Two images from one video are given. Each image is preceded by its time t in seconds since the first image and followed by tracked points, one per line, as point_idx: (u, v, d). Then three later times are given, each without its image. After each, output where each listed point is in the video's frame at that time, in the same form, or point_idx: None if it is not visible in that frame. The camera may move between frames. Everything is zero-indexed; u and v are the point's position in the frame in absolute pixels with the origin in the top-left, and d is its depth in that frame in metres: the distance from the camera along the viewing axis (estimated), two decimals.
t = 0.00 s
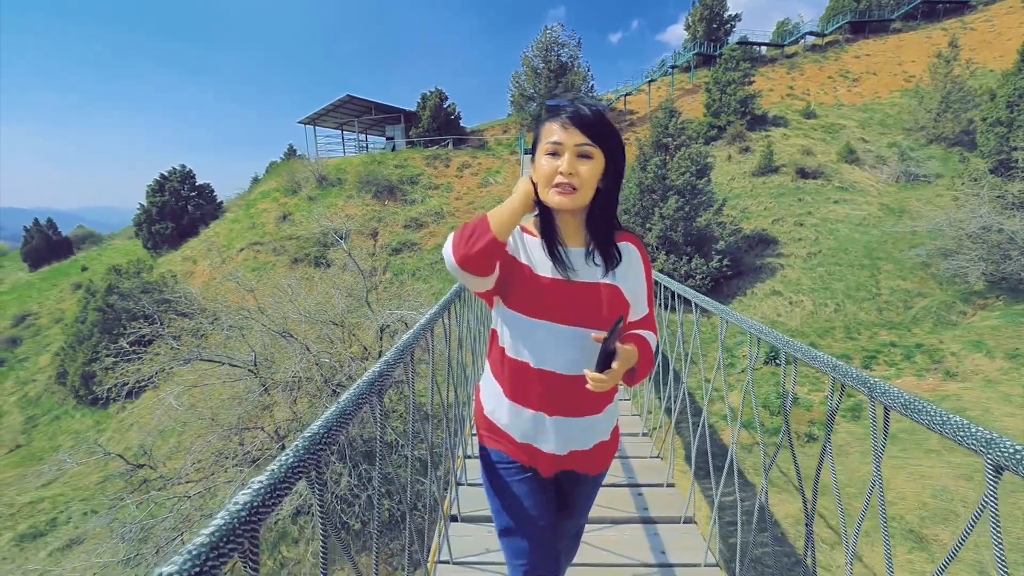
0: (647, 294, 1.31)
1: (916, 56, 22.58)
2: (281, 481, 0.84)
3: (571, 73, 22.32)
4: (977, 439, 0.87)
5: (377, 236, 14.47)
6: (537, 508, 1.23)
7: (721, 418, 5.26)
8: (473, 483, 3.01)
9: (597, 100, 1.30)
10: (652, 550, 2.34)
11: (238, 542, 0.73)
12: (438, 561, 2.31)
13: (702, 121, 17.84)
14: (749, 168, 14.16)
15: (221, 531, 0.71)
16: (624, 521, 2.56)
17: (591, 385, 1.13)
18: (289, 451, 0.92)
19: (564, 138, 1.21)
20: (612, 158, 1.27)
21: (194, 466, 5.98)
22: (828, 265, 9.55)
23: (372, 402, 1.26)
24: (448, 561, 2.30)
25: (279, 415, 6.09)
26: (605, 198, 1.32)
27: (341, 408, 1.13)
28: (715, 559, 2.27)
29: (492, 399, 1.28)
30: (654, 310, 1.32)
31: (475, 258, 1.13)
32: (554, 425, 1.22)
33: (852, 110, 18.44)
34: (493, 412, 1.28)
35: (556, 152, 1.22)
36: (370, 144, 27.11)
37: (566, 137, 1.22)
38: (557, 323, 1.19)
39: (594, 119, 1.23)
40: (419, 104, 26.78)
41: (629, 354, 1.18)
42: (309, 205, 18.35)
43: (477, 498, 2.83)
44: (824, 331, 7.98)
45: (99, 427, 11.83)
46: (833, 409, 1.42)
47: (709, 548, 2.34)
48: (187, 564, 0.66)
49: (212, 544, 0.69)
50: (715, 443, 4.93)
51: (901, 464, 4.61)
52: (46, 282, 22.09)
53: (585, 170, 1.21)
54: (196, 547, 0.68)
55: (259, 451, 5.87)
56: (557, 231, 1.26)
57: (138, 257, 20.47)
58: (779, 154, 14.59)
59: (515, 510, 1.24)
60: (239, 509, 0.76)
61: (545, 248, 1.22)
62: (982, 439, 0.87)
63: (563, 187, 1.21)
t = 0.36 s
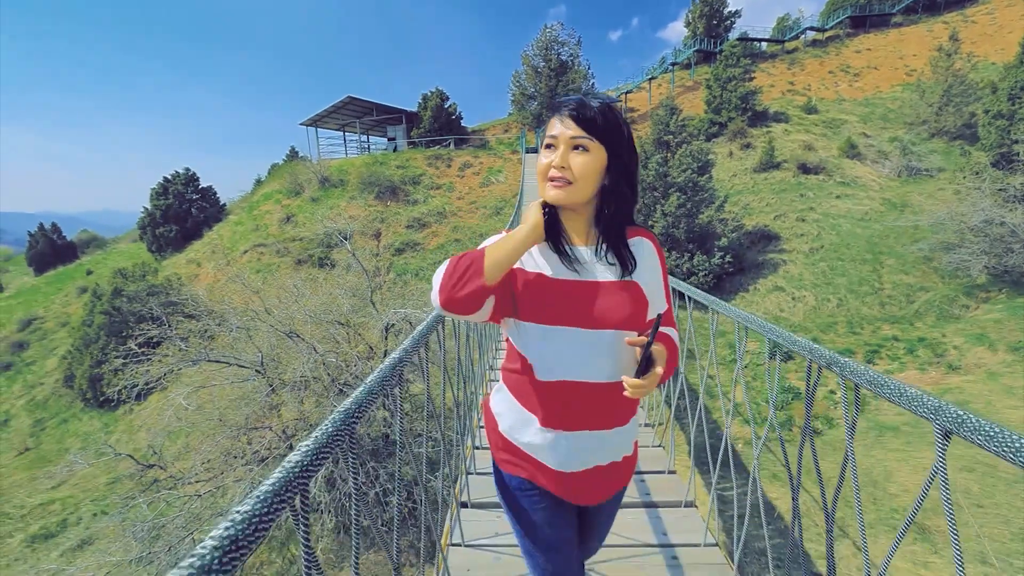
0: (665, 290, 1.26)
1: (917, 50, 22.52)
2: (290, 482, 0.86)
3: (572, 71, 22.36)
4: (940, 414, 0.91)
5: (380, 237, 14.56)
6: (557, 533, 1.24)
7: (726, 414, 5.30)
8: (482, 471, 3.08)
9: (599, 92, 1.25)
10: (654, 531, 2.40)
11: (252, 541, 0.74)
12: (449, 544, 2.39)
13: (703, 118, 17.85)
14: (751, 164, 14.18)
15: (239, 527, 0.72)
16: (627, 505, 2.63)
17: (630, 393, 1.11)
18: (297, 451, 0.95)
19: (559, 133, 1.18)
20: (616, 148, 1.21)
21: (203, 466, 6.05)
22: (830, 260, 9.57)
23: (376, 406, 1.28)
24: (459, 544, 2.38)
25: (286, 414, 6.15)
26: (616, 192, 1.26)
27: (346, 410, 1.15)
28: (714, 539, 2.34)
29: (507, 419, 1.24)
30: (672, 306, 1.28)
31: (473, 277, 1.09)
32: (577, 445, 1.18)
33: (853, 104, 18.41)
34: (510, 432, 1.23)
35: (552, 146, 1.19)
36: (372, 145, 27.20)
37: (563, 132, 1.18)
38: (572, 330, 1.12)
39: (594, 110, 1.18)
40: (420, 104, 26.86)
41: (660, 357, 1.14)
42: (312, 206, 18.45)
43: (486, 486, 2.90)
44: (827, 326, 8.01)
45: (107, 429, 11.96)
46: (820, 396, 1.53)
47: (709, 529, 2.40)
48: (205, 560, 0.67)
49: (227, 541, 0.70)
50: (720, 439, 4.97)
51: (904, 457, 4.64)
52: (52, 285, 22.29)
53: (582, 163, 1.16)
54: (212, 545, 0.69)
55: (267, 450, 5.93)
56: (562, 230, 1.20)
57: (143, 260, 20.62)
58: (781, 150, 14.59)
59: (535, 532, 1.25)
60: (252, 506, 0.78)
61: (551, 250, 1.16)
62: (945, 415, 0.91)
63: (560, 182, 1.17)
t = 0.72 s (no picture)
0: (665, 291, 1.27)
1: (917, 48, 22.55)
2: (299, 481, 0.91)
3: (573, 70, 22.38)
4: (942, 422, 0.96)
5: (382, 236, 14.63)
6: (555, 531, 1.29)
7: (726, 411, 5.37)
8: (486, 464, 3.17)
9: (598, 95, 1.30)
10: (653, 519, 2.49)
11: (259, 542, 0.79)
12: (456, 531, 2.48)
13: (704, 116, 17.89)
14: (752, 163, 14.22)
15: (246, 528, 0.77)
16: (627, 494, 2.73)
17: (614, 383, 1.10)
18: (305, 452, 1.00)
19: (552, 133, 1.25)
20: (609, 149, 1.25)
21: (207, 463, 6.11)
22: (830, 258, 9.64)
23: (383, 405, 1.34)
24: (465, 531, 2.48)
25: (290, 412, 6.21)
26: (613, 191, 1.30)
27: (355, 409, 1.21)
28: (710, 527, 2.43)
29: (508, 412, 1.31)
30: (675, 307, 1.28)
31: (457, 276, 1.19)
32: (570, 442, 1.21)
33: (854, 103, 18.44)
34: (510, 426, 1.30)
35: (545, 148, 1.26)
36: (374, 144, 27.26)
37: (556, 134, 1.25)
38: (556, 319, 1.17)
39: (585, 113, 1.23)
40: (422, 103, 26.91)
41: (649, 350, 1.13)
42: (314, 205, 18.52)
43: (491, 477, 3.00)
44: (827, 323, 8.07)
45: (110, 428, 12.03)
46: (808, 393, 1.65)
47: (705, 517, 2.50)
48: (209, 567, 0.71)
49: (234, 545, 0.75)
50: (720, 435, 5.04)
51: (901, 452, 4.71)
52: (54, 285, 22.36)
53: (569, 164, 1.22)
54: (218, 548, 0.74)
55: (271, 448, 5.98)
56: (552, 226, 1.27)
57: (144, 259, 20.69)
58: (781, 148, 14.64)
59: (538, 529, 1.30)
60: (260, 510, 0.82)
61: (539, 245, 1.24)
62: (945, 421, 0.95)
63: (549, 181, 1.24)
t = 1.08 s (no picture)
0: (658, 286, 1.20)
1: (916, 51, 22.67)
2: (298, 480, 0.88)
3: (574, 70, 22.46)
4: (989, 437, 0.82)
5: (384, 236, 14.70)
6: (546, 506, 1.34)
7: (725, 409, 5.43)
8: (488, 455, 3.24)
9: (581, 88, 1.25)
10: (648, 506, 2.60)
11: (262, 537, 0.77)
12: (459, 517, 2.59)
13: (704, 117, 17.97)
14: (752, 163, 14.31)
15: (245, 528, 0.75)
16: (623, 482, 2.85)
17: (586, 374, 1.05)
18: (308, 446, 0.97)
19: (531, 138, 1.22)
20: (590, 144, 1.20)
21: (210, 460, 6.16)
22: (829, 258, 9.72)
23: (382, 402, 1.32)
24: (468, 517, 2.59)
25: (293, 410, 6.26)
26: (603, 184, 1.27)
27: (355, 407, 1.19)
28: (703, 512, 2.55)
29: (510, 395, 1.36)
30: (668, 304, 1.22)
31: (453, 265, 1.26)
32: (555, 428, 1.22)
33: (853, 104, 18.54)
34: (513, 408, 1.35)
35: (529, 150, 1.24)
36: (375, 143, 27.34)
37: (536, 135, 1.22)
38: (546, 317, 1.18)
39: (564, 110, 1.19)
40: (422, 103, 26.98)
41: (627, 342, 1.06)
42: (315, 205, 18.59)
43: (493, 466, 3.08)
44: (825, 323, 8.14)
45: (111, 426, 12.10)
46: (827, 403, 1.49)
47: (697, 503, 2.62)
48: (209, 564, 0.69)
49: (235, 545, 0.72)
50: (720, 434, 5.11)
51: (898, 450, 4.78)
52: (54, 284, 22.41)
53: (551, 165, 1.19)
54: (219, 544, 0.71)
55: (273, 445, 6.02)
56: (544, 228, 1.27)
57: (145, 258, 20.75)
58: (781, 149, 14.73)
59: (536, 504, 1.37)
60: (262, 506, 0.80)
61: (534, 242, 1.26)
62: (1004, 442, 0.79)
63: (534, 184, 1.23)
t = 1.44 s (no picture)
0: (647, 298, 1.16)
1: (916, 51, 22.74)
2: (290, 479, 0.88)
3: (575, 70, 22.50)
4: (939, 407, 0.94)
5: (385, 235, 14.77)
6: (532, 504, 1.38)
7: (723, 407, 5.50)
8: (487, 445, 3.35)
9: (576, 94, 1.27)
10: (639, 491, 2.83)
11: (257, 528, 0.79)
12: (460, 502, 2.69)
13: (705, 117, 18.02)
14: (751, 164, 14.38)
15: (237, 524, 0.75)
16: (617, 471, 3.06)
17: (541, 376, 1.01)
18: (302, 445, 0.98)
19: (524, 149, 1.27)
20: (581, 148, 1.21)
21: (214, 457, 6.24)
22: (827, 258, 9.81)
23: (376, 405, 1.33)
24: (468, 503, 2.69)
25: (296, 407, 6.34)
26: (600, 186, 1.31)
27: (348, 407, 1.20)
28: (691, 498, 2.77)
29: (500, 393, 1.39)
30: (659, 317, 1.16)
31: (458, 271, 1.37)
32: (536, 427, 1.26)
33: (853, 105, 18.59)
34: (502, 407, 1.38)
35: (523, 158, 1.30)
36: (376, 143, 27.40)
37: (527, 144, 1.27)
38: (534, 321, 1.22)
39: (553, 117, 1.21)
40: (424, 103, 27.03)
41: (590, 348, 1.00)
42: (316, 204, 18.65)
43: (490, 456, 3.20)
44: (823, 323, 8.22)
45: (114, 424, 12.18)
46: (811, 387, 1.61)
47: (686, 490, 2.84)
48: (197, 561, 0.69)
49: (226, 538, 0.73)
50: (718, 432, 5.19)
51: (892, 447, 4.86)
52: (55, 282, 22.48)
53: (541, 174, 1.24)
54: (210, 541, 0.71)
55: (277, 441, 6.10)
56: (543, 235, 1.32)
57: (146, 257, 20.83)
58: (781, 150, 14.79)
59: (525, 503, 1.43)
60: (254, 499, 0.80)
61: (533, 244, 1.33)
62: (948, 411, 0.92)
63: (528, 192, 1.28)
